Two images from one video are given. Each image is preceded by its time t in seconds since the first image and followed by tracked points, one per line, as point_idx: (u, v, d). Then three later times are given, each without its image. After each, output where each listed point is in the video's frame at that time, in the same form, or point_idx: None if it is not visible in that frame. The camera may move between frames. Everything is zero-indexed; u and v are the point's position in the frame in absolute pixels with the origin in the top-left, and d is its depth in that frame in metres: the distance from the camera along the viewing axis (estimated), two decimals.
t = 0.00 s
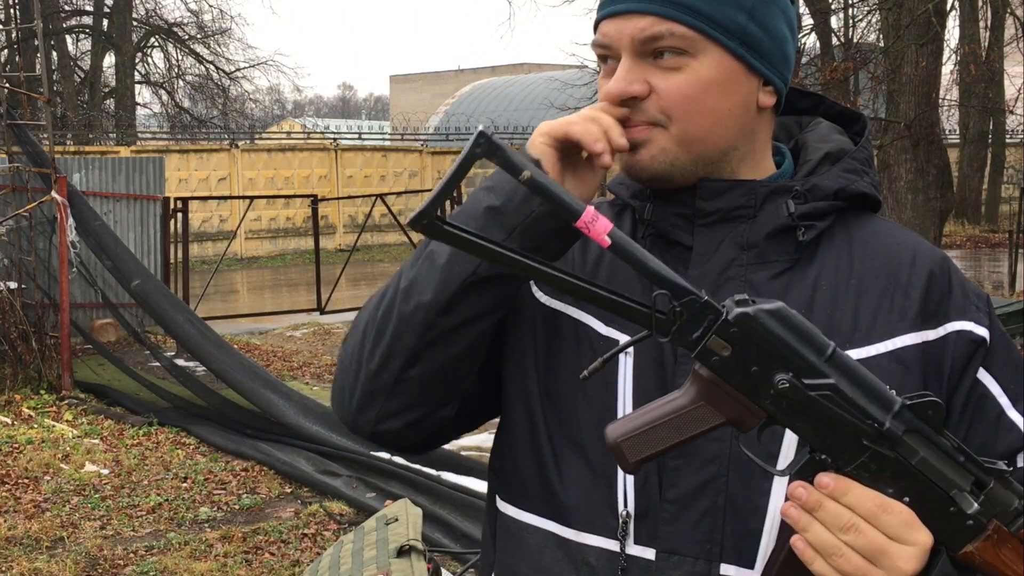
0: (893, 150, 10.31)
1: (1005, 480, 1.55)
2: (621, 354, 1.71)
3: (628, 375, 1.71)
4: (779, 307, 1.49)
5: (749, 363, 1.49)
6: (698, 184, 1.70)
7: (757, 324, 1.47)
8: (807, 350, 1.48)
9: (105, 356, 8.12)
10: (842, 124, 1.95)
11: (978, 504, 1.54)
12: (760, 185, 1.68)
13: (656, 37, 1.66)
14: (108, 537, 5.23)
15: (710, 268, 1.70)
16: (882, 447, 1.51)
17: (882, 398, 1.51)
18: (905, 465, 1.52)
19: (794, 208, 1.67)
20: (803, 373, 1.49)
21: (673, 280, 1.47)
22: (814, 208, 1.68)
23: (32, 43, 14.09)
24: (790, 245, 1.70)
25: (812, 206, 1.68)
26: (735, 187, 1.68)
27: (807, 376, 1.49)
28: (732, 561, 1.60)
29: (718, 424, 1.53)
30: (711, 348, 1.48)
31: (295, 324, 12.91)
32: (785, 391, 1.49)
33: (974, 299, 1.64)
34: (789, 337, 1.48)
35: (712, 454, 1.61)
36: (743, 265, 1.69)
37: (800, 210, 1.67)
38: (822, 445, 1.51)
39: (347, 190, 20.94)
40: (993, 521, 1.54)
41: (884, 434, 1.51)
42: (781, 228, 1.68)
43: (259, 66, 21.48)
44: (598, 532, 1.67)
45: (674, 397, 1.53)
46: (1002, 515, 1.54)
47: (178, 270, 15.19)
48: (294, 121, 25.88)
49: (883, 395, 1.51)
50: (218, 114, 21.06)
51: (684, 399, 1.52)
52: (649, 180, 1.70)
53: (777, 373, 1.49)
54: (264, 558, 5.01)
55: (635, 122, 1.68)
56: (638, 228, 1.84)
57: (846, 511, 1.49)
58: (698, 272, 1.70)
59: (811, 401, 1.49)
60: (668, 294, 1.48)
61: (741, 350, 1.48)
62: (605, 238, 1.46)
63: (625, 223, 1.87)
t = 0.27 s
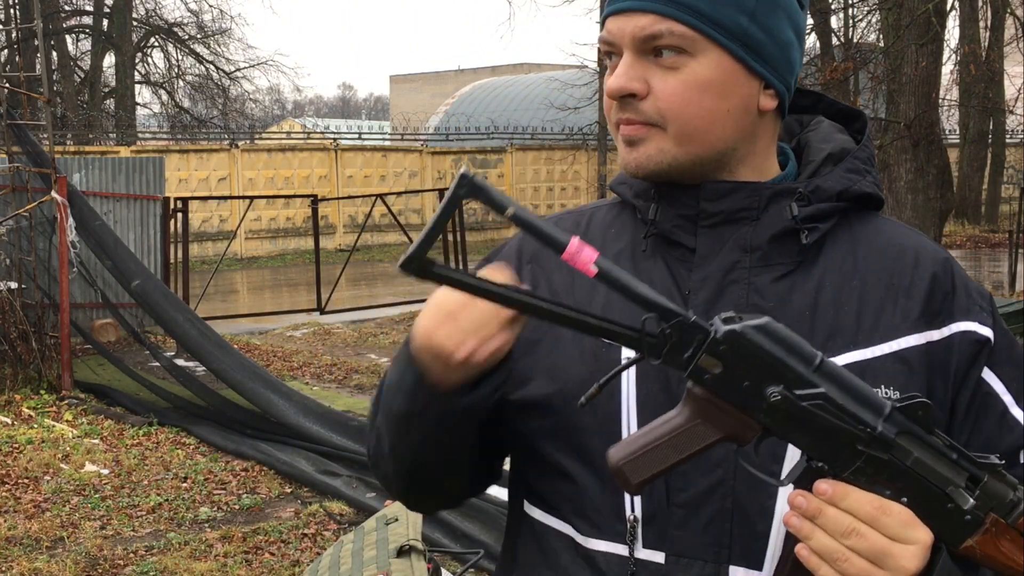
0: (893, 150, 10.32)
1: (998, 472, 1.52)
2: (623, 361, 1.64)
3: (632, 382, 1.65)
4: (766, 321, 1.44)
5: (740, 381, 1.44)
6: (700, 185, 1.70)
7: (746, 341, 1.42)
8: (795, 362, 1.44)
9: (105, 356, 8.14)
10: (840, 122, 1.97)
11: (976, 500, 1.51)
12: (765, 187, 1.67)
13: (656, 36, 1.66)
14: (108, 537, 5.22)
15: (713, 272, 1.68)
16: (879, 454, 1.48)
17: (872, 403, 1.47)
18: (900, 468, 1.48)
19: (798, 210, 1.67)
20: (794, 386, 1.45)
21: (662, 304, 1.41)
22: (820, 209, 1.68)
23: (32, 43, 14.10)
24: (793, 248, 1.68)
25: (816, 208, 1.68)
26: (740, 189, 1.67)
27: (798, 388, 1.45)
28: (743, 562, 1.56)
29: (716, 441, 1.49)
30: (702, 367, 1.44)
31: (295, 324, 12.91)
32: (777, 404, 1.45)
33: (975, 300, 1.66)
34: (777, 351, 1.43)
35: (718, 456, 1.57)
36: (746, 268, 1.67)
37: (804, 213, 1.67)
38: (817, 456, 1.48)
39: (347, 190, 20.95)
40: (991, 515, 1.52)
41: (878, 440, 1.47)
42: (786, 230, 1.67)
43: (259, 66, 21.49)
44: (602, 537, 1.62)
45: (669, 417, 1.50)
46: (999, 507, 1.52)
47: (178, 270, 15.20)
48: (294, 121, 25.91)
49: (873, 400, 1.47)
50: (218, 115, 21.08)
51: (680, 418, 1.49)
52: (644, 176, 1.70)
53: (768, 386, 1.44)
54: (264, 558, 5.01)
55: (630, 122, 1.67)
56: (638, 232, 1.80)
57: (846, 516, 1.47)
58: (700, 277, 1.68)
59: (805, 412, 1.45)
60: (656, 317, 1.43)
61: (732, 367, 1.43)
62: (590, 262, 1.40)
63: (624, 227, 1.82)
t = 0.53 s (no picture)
0: (893, 150, 10.32)
1: (958, 466, 1.45)
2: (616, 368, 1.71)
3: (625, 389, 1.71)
4: (694, 360, 1.48)
5: (683, 418, 1.47)
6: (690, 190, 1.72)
7: (676, 386, 1.45)
8: (729, 399, 1.46)
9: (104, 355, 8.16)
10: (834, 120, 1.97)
11: (943, 498, 1.45)
12: (752, 191, 1.69)
13: (647, 39, 1.68)
14: (108, 537, 5.23)
15: (702, 278, 1.70)
16: (830, 468, 1.46)
17: (814, 417, 1.47)
18: (855, 478, 1.46)
19: (786, 214, 1.68)
20: (733, 420, 1.46)
21: (593, 363, 1.48)
22: (807, 212, 1.69)
23: (32, 43, 14.10)
24: (781, 251, 1.70)
25: (804, 210, 1.69)
26: (726, 195, 1.70)
27: (737, 421, 1.46)
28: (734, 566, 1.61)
29: (676, 481, 1.54)
30: (644, 416, 1.48)
31: (295, 324, 12.91)
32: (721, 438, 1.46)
33: (967, 296, 1.64)
34: (705, 392, 1.46)
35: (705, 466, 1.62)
36: (735, 272, 1.69)
37: (792, 216, 1.68)
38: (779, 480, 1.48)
39: (347, 190, 20.94)
40: (962, 509, 1.44)
41: (828, 456, 1.45)
42: (773, 234, 1.69)
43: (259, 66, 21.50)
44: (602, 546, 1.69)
45: (627, 467, 1.57)
46: (967, 500, 1.44)
47: (178, 270, 15.20)
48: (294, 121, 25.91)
49: (815, 415, 1.47)
50: (218, 115, 21.08)
51: (634, 469, 1.56)
52: (639, 180, 1.71)
53: (711, 422, 1.47)
54: (264, 558, 5.01)
55: (621, 123, 1.70)
56: (630, 238, 1.84)
57: (815, 532, 1.45)
58: (690, 282, 1.71)
59: (750, 441, 1.46)
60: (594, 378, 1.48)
61: (672, 409, 1.47)
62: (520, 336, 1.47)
63: (616, 234, 1.86)
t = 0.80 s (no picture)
0: (893, 150, 10.31)
1: (904, 456, 1.45)
2: (614, 370, 1.73)
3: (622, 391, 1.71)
4: (630, 398, 1.55)
5: (630, 453, 1.55)
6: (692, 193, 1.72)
7: (613, 423, 1.54)
8: (667, 426, 1.52)
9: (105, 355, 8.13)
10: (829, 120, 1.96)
11: (896, 491, 1.44)
12: (748, 195, 1.69)
13: (693, 36, 1.67)
14: (109, 537, 5.23)
15: (699, 280, 1.70)
16: (777, 476, 1.48)
17: (756, 431, 1.50)
18: (806, 486, 1.47)
19: (782, 217, 1.68)
20: (677, 445, 1.52)
21: (539, 417, 1.59)
22: (802, 215, 1.68)
23: (32, 43, 14.10)
24: (776, 253, 1.69)
25: (800, 213, 1.68)
26: (723, 199, 1.70)
27: (681, 445, 1.51)
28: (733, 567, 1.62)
29: (641, 513, 1.59)
30: (593, 456, 1.57)
31: (295, 324, 12.91)
32: (671, 466, 1.53)
33: (962, 295, 1.63)
34: (643, 424, 1.53)
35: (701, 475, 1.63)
36: (733, 275, 1.69)
37: (788, 218, 1.68)
38: (735, 496, 1.51)
39: (347, 190, 20.94)
40: (916, 496, 1.43)
41: (775, 467, 1.48)
42: (768, 238, 1.68)
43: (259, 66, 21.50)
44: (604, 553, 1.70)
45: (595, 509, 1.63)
46: (920, 485, 1.43)
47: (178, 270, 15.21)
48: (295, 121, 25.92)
49: (756, 429, 1.51)
50: (218, 115, 21.08)
51: (600, 511, 1.62)
52: (669, 180, 1.71)
53: (656, 450, 1.53)
54: (264, 558, 5.01)
55: (659, 118, 1.69)
56: (626, 240, 1.85)
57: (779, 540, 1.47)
58: (688, 284, 1.71)
59: (698, 464, 1.51)
60: (541, 432, 1.59)
61: (617, 448, 1.55)
62: (465, 405, 1.61)
63: (613, 236, 1.87)
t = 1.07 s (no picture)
0: (893, 150, 10.31)
1: (894, 422, 1.44)
2: (612, 368, 1.73)
3: (621, 388, 1.72)
4: (618, 397, 1.58)
5: (627, 449, 1.56)
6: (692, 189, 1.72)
7: (608, 421, 1.56)
8: (659, 419, 1.53)
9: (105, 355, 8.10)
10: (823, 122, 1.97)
11: (892, 458, 1.43)
12: (746, 194, 1.69)
13: (709, 29, 1.69)
14: (108, 537, 5.22)
15: (698, 278, 1.70)
16: (773, 457, 1.48)
17: (745, 416, 1.51)
18: (804, 466, 1.47)
19: (780, 215, 1.68)
20: (670, 437, 1.53)
21: (534, 426, 1.63)
22: (799, 213, 1.68)
23: (32, 43, 14.10)
24: (774, 251, 1.70)
25: (797, 211, 1.69)
26: (720, 197, 1.70)
27: (673, 436, 1.53)
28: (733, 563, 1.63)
29: (643, 509, 1.58)
30: (589, 457, 1.58)
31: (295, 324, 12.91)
32: (666, 457, 1.53)
33: (959, 292, 1.63)
34: (634, 416, 1.54)
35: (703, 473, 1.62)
36: (731, 273, 1.70)
37: (786, 217, 1.68)
38: (733, 483, 1.51)
39: (347, 190, 20.94)
40: (912, 462, 1.43)
41: (768, 448, 1.48)
42: (765, 235, 1.69)
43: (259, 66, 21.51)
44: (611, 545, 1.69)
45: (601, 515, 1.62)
46: (913, 450, 1.42)
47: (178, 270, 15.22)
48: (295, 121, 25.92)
49: (745, 415, 1.51)
50: (218, 114, 21.09)
51: (604, 516, 1.61)
52: (678, 173, 1.71)
53: (651, 444, 1.54)
54: (264, 558, 5.01)
55: (671, 110, 1.69)
56: (624, 238, 1.85)
57: (784, 521, 1.45)
58: (686, 282, 1.71)
59: (693, 453, 1.51)
60: (537, 439, 1.63)
61: (614, 447, 1.56)
62: (462, 422, 1.66)
63: (611, 234, 1.87)
